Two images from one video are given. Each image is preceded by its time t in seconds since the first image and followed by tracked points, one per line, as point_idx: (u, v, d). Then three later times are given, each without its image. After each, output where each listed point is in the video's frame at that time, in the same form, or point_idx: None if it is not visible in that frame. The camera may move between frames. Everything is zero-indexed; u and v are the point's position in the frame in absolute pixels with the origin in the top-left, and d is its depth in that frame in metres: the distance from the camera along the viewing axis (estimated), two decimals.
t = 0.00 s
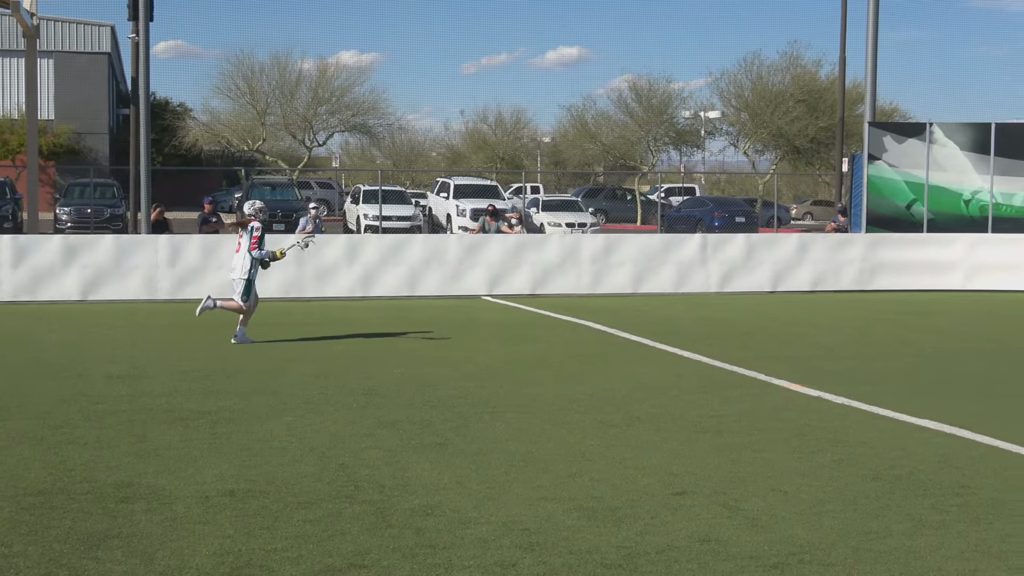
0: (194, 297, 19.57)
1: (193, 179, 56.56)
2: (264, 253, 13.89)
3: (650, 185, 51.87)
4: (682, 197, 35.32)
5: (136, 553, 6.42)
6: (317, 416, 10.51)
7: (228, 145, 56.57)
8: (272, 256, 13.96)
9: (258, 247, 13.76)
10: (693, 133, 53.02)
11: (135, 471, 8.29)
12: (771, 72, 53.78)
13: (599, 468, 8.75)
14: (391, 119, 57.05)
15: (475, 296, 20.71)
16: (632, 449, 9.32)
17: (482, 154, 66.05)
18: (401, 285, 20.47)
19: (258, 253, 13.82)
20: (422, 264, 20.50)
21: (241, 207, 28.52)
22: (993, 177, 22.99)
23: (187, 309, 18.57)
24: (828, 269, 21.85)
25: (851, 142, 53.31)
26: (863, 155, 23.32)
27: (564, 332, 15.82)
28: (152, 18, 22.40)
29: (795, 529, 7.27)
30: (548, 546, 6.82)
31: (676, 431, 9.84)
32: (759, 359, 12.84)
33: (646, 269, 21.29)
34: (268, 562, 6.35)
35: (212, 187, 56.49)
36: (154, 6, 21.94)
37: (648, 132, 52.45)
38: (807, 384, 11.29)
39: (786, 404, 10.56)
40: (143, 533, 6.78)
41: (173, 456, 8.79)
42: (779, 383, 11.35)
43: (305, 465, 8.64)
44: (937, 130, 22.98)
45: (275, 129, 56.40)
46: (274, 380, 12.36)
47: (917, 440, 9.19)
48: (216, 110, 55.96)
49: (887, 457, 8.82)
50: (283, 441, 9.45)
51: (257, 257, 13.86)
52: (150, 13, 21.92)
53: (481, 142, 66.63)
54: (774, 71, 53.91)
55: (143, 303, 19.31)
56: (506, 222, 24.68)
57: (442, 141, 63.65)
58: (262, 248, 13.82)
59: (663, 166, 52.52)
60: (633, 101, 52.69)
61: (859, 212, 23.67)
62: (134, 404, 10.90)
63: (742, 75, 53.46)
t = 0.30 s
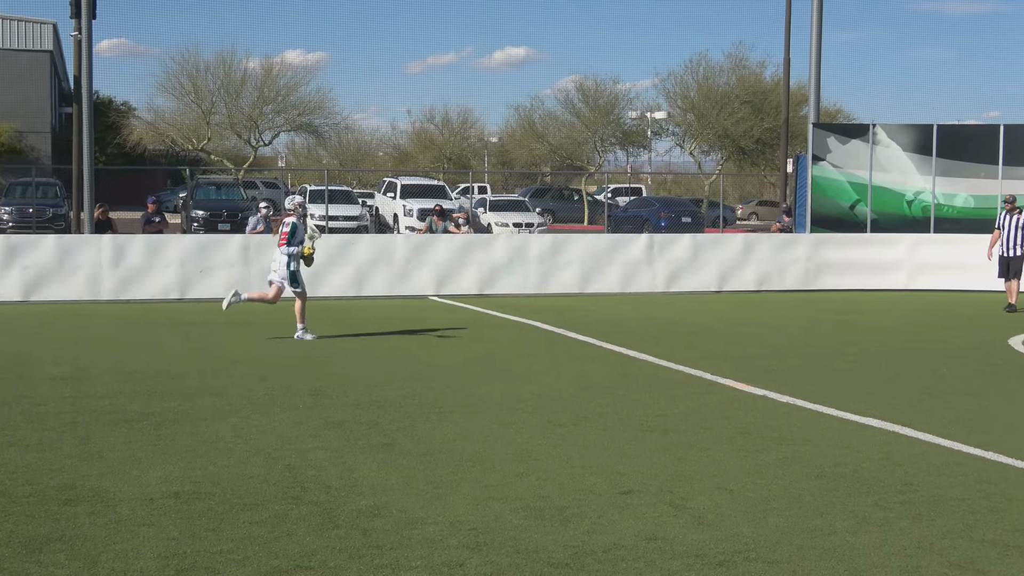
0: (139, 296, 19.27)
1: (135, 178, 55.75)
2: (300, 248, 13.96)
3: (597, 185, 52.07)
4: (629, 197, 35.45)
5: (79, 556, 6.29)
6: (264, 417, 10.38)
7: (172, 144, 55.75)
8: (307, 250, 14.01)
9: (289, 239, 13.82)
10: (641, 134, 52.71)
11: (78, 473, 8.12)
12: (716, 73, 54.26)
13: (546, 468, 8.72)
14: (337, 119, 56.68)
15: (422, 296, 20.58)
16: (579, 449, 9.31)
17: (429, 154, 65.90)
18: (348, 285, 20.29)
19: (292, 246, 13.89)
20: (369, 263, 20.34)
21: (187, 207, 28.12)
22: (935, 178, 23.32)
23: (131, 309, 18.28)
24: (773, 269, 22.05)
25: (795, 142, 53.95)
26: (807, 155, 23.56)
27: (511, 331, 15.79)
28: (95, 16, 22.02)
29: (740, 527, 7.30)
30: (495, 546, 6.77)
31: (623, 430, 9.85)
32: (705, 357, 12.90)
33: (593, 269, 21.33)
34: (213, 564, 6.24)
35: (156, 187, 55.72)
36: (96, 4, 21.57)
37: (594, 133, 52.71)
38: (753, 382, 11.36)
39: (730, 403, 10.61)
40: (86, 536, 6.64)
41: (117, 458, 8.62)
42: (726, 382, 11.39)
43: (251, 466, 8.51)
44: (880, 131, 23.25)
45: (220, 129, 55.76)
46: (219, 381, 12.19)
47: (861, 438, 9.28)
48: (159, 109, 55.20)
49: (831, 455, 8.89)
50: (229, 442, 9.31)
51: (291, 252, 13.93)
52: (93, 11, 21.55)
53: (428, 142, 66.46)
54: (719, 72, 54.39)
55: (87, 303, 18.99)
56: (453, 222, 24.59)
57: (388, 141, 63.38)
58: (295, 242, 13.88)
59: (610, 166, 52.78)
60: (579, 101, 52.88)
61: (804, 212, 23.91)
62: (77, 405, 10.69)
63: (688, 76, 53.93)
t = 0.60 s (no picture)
0: (81, 298, 18.94)
1: (75, 178, 54.72)
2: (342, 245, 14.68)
3: (542, 186, 52.19)
4: (574, 198, 35.54)
5: (18, 561, 6.12)
6: (207, 419, 10.21)
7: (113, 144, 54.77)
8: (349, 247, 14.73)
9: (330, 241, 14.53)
10: (585, 134, 53.51)
11: (16, 477, 7.91)
12: (661, 75, 54.65)
13: (491, 469, 8.67)
14: (282, 119, 56.14)
15: (367, 297, 20.41)
16: (524, 450, 9.28)
17: (374, 155, 65.59)
18: (292, 287, 20.07)
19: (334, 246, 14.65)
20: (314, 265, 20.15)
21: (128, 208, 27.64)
22: (876, 179, 23.63)
23: (72, 312, 17.92)
24: (717, 270, 22.22)
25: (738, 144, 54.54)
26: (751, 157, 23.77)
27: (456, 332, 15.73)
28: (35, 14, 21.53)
29: (684, 527, 7.30)
30: (440, 547, 6.71)
31: (568, 431, 9.84)
32: (649, 358, 12.94)
33: (538, 270, 21.32)
34: (156, 568, 6.11)
35: (96, 188, 54.75)
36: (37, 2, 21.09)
37: (540, 134, 52.85)
38: (696, 383, 11.40)
39: (673, 403, 10.64)
40: (25, 541, 6.47)
41: (56, 462, 8.42)
42: (670, 382, 11.41)
43: (194, 469, 8.36)
44: (822, 133, 23.55)
45: (163, 129, 54.94)
46: (161, 383, 11.98)
47: (802, 437, 9.34)
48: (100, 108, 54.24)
49: (773, 455, 8.95)
50: (171, 445, 9.14)
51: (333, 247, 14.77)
52: (32, 10, 21.07)
53: (373, 143, 66.12)
54: (664, 74, 54.79)
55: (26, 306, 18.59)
56: (399, 223, 24.45)
57: (333, 141, 62.96)
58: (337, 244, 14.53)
59: (555, 168, 52.90)
60: (525, 103, 52.93)
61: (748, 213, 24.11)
62: (15, 408, 10.43)
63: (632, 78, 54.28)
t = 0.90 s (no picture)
0: (5, 301, 18.47)
1: None
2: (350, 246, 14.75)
3: (474, 186, 52.13)
4: (505, 199, 35.49)
5: None
6: (134, 423, 9.96)
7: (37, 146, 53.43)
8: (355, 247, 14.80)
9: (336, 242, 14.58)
10: (516, 135, 53.03)
11: None
12: (591, 76, 54.95)
13: (422, 470, 8.57)
14: (211, 120, 55.29)
15: (297, 298, 20.14)
16: (456, 450, 9.19)
17: (305, 156, 64.99)
18: (222, 289, 19.75)
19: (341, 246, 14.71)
20: (243, 266, 19.87)
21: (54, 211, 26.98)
22: (804, 179, 23.87)
23: None
24: (648, 269, 22.34)
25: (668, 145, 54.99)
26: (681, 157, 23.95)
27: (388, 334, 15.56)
28: None
29: (614, 525, 7.28)
30: (371, 549, 6.60)
31: (499, 431, 9.77)
32: (580, 357, 12.93)
33: (470, 270, 21.23)
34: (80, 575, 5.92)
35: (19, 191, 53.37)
36: None
37: (471, 135, 52.79)
38: (626, 381, 11.40)
39: (604, 402, 10.63)
40: None
41: None
42: (601, 381, 11.40)
43: (120, 473, 8.14)
44: (751, 133, 23.77)
45: (89, 130, 53.74)
46: (87, 387, 11.68)
47: (731, 434, 9.39)
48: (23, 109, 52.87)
49: (703, 452, 8.97)
50: (97, 450, 8.89)
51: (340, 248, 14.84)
52: None
53: (303, 143, 65.49)
54: (594, 75, 55.09)
55: None
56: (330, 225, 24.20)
57: (263, 142, 62.21)
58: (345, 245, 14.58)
59: (487, 168, 52.87)
60: (456, 103, 52.81)
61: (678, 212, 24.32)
62: None
63: (563, 78, 54.50)
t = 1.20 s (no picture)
0: None
1: None
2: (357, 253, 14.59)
3: (387, 188, 51.71)
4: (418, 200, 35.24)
5: None
6: (35, 429, 9.61)
7: None
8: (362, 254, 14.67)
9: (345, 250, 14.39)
10: (429, 136, 53.28)
11: None
12: (503, 77, 55.03)
13: (333, 473, 8.41)
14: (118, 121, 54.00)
15: (207, 301, 19.73)
16: (367, 452, 9.05)
17: (215, 157, 63.95)
18: (130, 292, 19.27)
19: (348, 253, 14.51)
20: (151, 269, 19.41)
21: None
22: (713, 179, 24.11)
23: None
24: (560, 270, 22.40)
25: (580, 146, 55.39)
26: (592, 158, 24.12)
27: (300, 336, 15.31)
28: None
29: (524, 524, 7.23)
30: (279, 553, 6.44)
31: (411, 433, 9.65)
32: (493, 357, 12.86)
33: (383, 271, 21.03)
34: None
35: None
36: None
37: (383, 136, 52.42)
38: (537, 381, 11.36)
39: (516, 402, 10.58)
40: None
41: None
42: (512, 381, 11.34)
43: (20, 481, 7.83)
44: (661, 134, 24.00)
45: None
46: None
47: (641, 433, 9.42)
48: None
49: (613, 451, 8.98)
50: None
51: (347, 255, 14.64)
52: None
53: (213, 144, 64.41)
54: (506, 76, 55.18)
55: None
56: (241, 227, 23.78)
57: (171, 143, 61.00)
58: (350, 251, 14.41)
59: (400, 170, 52.55)
60: (368, 104, 52.43)
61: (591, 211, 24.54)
62: None
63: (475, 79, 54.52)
